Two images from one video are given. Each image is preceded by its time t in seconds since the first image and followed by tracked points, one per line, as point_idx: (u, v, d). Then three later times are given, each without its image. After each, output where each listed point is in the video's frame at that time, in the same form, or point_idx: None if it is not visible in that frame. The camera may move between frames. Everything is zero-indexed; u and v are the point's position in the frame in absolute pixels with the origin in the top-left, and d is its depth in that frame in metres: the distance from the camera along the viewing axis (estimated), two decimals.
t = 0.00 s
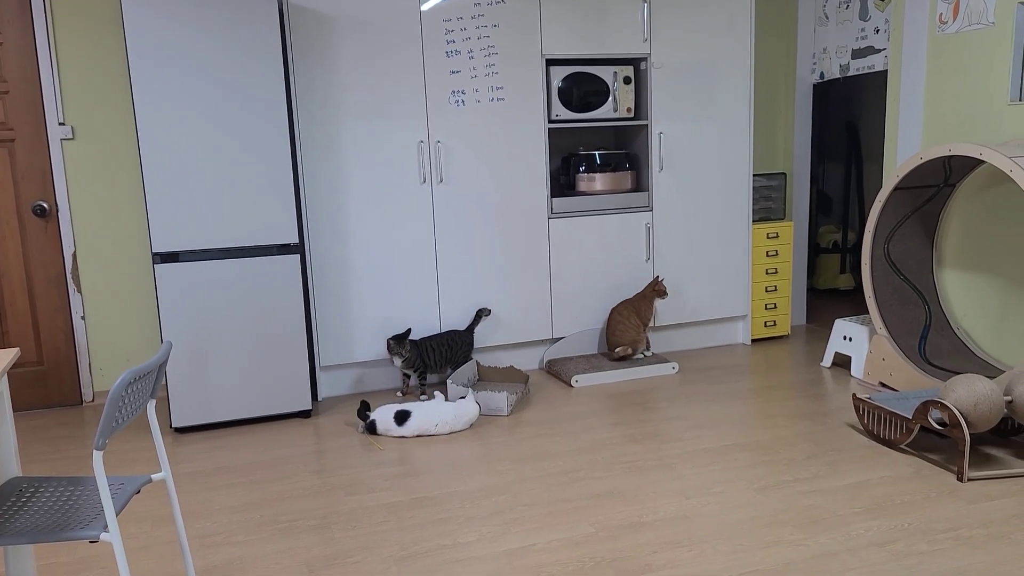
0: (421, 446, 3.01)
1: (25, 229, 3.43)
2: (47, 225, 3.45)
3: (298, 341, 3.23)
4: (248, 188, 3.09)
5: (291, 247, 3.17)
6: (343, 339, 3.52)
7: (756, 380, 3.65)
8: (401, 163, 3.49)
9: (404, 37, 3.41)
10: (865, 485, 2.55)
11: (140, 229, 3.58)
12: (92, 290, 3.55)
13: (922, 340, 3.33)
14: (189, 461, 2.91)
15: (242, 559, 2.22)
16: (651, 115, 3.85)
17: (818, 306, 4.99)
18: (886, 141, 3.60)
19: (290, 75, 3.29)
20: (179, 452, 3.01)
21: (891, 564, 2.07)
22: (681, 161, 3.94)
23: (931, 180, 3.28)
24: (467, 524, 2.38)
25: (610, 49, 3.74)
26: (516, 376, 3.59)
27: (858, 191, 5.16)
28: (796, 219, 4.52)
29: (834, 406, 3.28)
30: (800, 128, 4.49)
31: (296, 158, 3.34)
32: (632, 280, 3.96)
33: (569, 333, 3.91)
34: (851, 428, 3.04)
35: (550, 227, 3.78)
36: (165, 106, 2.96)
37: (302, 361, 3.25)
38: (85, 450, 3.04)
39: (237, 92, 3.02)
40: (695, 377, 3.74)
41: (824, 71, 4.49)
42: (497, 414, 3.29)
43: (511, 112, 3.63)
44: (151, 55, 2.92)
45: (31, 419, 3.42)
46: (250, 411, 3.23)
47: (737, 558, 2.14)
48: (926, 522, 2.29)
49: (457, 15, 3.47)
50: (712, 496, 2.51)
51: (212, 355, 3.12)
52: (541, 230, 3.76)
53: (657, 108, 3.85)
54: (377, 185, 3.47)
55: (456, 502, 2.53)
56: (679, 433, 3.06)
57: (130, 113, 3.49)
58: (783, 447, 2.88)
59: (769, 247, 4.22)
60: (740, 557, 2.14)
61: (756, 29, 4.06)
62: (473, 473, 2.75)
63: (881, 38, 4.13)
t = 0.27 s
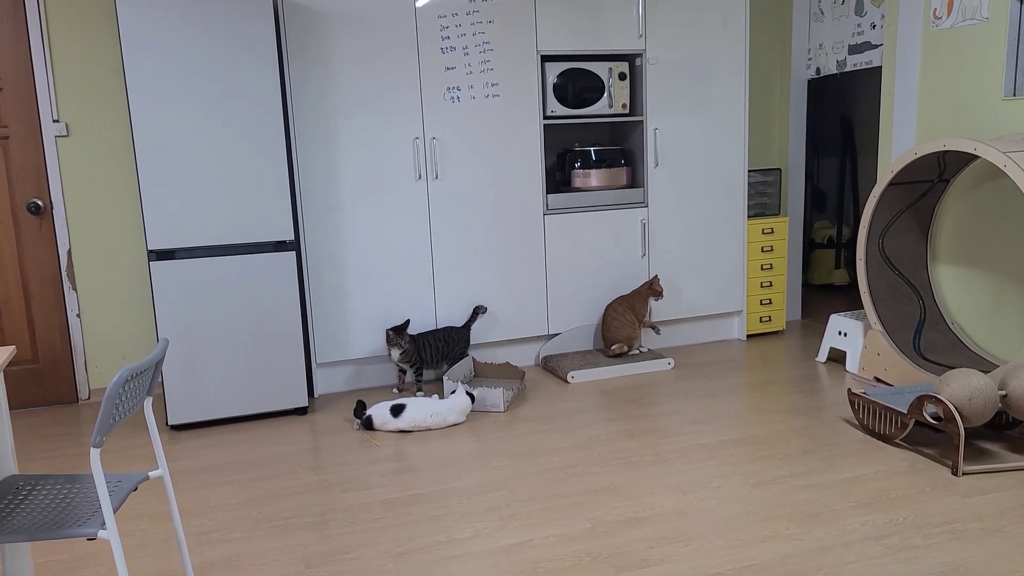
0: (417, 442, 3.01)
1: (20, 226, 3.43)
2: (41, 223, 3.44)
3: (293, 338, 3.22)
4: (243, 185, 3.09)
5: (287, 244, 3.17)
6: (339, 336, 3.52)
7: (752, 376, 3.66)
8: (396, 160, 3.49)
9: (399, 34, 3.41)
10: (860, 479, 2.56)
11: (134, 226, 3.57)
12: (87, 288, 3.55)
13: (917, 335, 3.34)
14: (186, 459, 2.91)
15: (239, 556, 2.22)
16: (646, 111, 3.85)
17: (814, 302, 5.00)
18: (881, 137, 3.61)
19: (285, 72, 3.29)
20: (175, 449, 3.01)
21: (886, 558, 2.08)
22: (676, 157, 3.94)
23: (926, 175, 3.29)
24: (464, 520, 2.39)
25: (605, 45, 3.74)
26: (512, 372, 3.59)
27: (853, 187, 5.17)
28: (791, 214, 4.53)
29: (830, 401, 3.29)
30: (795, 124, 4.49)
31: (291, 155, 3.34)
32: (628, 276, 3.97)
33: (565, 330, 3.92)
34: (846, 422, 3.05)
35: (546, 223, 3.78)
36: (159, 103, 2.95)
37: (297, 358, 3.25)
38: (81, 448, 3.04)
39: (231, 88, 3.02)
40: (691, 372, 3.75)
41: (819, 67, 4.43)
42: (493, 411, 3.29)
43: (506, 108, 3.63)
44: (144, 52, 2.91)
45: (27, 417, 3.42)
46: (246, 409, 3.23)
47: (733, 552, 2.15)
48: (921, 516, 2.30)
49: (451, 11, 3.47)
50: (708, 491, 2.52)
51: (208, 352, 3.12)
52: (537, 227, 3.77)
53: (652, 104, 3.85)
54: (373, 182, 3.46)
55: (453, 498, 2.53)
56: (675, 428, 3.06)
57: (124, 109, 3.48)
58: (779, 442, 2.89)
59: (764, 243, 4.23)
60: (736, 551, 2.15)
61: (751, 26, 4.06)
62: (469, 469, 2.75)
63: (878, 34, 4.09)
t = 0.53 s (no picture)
0: (415, 439, 3.02)
1: (17, 224, 3.43)
2: (39, 221, 3.44)
3: (291, 336, 3.23)
4: (241, 183, 3.09)
5: (284, 242, 3.17)
6: (336, 334, 3.52)
7: (749, 372, 3.66)
8: (393, 157, 3.49)
9: (396, 31, 3.41)
10: (857, 475, 2.57)
11: (131, 224, 3.57)
12: (85, 286, 3.55)
13: (914, 332, 3.35)
14: (184, 456, 2.91)
15: (238, 553, 2.23)
16: (643, 108, 3.85)
17: (811, 299, 5.01)
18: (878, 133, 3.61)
19: (282, 69, 3.28)
20: (173, 447, 3.01)
21: (883, 554, 2.09)
22: (673, 154, 3.95)
23: (922, 172, 3.30)
24: (463, 517, 2.39)
25: (602, 42, 3.74)
26: (510, 369, 3.60)
27: (849, 184, 5.18)
28: (788, 211, 4.54)
29: (826, 397, 3.30)
30: (791, 121, 4.50)
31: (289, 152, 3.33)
32: (625, 273, 3.97)
33: (562, 327, 3.92)
34: (843, 419, 3.05)
35: (543, 220, 3.78)
36: (156, 101, 2.95)
37: (295, 355, 3.25)
38: (79, 446, 3.04)
39: (228, 86, 3.01)
40: (688, 369, 3.76)
41: (817, 64, 4.45)
42: (491, 408, 3.30)
43: (503, 105, 3.63)
44: (141, 49, 2.90)
45: (24, 415, 3.42)
46: (244, 406, 3.23)
47: (730, 548, 2.15)
48: (917, 512, 2.31)
49: (449, 8, 3.47)
50: (705, 487, 2.53)
51: (205, 350, 3.12)
52: (534, 224, 3.77)
53: (649, 101, 3.85)
54: (370, 179, 3.47)
55: (451, 495, 2.54)
56: (673, 425, 3.07)
57: (121, 106, 3.48)
58: (776, 438, 2.90)
59: (761, 240, 4.23)
60: (734, 547, 2.15)
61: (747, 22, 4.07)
62: (467, 466, 2.76)
63: (873, 31, 4.09)
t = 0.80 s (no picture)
0: (415, 436, 3.02)
1: (16, 221, 3.43)
2: (38, 218, 3.45)
3: (291, 333, 3.23)
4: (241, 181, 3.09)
5: (284, 239, 3.18)
6: (336, 332, 3.53)
7: (748, 370, 3.67)
8: (393, 155, 3.49)
9: (395, 28, 3.41)
10: (856, 473, 2.57)
11: (131, 222, 3.57)
12: (85, 283, 3.55)
13: (913, 329, 3.36)
14: (184, 453, 2.92)
15: (239, 550, 2.23)
16: (642, 106, 3.85)
17: (810, 296, 5.02)
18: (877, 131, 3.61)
19: (282, 66, 3.28)
20: (173, 444, 3.02)
21: (881, 551, 2.10)
22: (672, 152, 3.95)
23: (921, 170, 3.30)
24: (463, 514, 2.40)
25: (602, 39, 3.74)
26: (509, 367, 3.60)
27: (848, 181, 5.19)
28: (787, 208, 4.54)
29: (825, 395, 3.30)
30: (791, 119, 4.50)
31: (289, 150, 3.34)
32: (624, 270, 3.98)
33: (562, 325, 3.93)
34: (842, 416, 3.06)
35: (543, 218, 3.78)
36: (155, 99, 2.95)
37: (295, 353, 3.25)
38: (79, 443, 3.05)
39: (228, 83, 3.01)
40: (687, 367, 3.76)
41: (817, 62, 4.43)
42: (490, 405, 3.31)
43: (503, 103, 3.63)
44: (140, 46, 2.90)
45: (24, 412, 3.42)
46: (244, 403, 3.23)
47: (729, 545, 2.16)
48: (916, 509, 2.31)
49: (448, 6, 3.47)
50: (704, 484, 2.54)
51: (206, 347, 3.13)
52: (534, 222, 3.77)
53: (648, 99, 3.86)
54: (370, 177, 3.47)
55: (450, 492, 2.55)
56: (672, 422, 3.08)
57: (120, 104, 3.48)
58: (775, 436, 2.91)
59: (760, 238, 4.23)
60: (733, 545, 2.16)
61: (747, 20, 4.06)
62: (467, 463, 2.76)
63: (873, 29, 4.08)
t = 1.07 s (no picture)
0: (415, 434, 3.03)
1: (17, 218, 3.43)
2: (39, 216, 3.45)
3: (291, 331, 3.23)
4: (242, 178, 3.09)
5: (285, 237, 3.18)
6: (336, 330, 3.53)
7: (748, 368, 3.67)
8: (394, 153, 3.49)
9: (397, 26, 3.41)
10: (856, 471, 2.57)
11: (131, 219, 3.57)
12: (85, 280, 3.55)
13: (913, 328, 3.36)
14: (185, 451, 2.92)
15: (239, 547, 2.24)
16: (643, 104, 3.85)
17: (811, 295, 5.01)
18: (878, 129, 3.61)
19: (283, 64, 3.29)
20: (174, 441, 3.02)
21: (882, 549, 2.10)
22: (673, 150, 3.95)
23: (922, 168, 3.30)
24: (463, 512, 2.40)
25: (603, 37, 3.74)
26: (510, 365, 3.61)
27: (849, 180, 5.18)
28: (788, 207, 4.54)
29: (825, 393, 3.30)
30: (791, 117, 4.50)
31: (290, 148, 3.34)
32: (625, 268, 3.98)
33: (562, 323, 3.93)
34: (842, 415, 3.06)
35: (543, 215, 3.78)
36: (156, 96, 2.95)
37: (296, 350, 3.26)
38: (80, 441, 3.05)
39: (229, 81, 3.02)
40: (688, 365, 3.76)
41: (817, 60, 4.58)
42: (491, 403, 3.31)
43: (504, 101, 3.63)
44: (141, 44, 2.91)
45: (25, 409, 3.43)
46: (244, 401, 3.24)
47: (730, 543, 2.16)
48: (916, 507, 2.31)
49: (449, 3, 3.47)
50: (705, 483, 2.54)
51: (206, 345, 3.13)
52: (534, 220, 3.77)
53: (649, 97, 3.85)
54: (371, 175, 3.47)
55: (451, 490, 2.55)
56: (672, 420, 3.08)
57: (122, 102, 3.48)
58: (775, 434, 2.91)
59: (761, 236, 4.23)
60: (733, 543, 2.16)
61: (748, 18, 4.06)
62: (467, 461, 2.77)
63: (874, 27, 4.22)
